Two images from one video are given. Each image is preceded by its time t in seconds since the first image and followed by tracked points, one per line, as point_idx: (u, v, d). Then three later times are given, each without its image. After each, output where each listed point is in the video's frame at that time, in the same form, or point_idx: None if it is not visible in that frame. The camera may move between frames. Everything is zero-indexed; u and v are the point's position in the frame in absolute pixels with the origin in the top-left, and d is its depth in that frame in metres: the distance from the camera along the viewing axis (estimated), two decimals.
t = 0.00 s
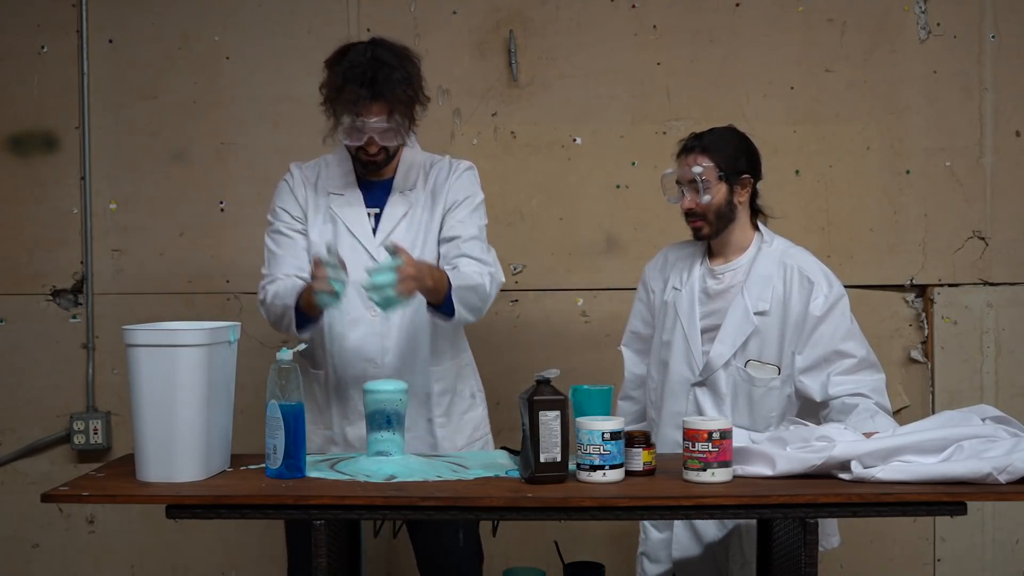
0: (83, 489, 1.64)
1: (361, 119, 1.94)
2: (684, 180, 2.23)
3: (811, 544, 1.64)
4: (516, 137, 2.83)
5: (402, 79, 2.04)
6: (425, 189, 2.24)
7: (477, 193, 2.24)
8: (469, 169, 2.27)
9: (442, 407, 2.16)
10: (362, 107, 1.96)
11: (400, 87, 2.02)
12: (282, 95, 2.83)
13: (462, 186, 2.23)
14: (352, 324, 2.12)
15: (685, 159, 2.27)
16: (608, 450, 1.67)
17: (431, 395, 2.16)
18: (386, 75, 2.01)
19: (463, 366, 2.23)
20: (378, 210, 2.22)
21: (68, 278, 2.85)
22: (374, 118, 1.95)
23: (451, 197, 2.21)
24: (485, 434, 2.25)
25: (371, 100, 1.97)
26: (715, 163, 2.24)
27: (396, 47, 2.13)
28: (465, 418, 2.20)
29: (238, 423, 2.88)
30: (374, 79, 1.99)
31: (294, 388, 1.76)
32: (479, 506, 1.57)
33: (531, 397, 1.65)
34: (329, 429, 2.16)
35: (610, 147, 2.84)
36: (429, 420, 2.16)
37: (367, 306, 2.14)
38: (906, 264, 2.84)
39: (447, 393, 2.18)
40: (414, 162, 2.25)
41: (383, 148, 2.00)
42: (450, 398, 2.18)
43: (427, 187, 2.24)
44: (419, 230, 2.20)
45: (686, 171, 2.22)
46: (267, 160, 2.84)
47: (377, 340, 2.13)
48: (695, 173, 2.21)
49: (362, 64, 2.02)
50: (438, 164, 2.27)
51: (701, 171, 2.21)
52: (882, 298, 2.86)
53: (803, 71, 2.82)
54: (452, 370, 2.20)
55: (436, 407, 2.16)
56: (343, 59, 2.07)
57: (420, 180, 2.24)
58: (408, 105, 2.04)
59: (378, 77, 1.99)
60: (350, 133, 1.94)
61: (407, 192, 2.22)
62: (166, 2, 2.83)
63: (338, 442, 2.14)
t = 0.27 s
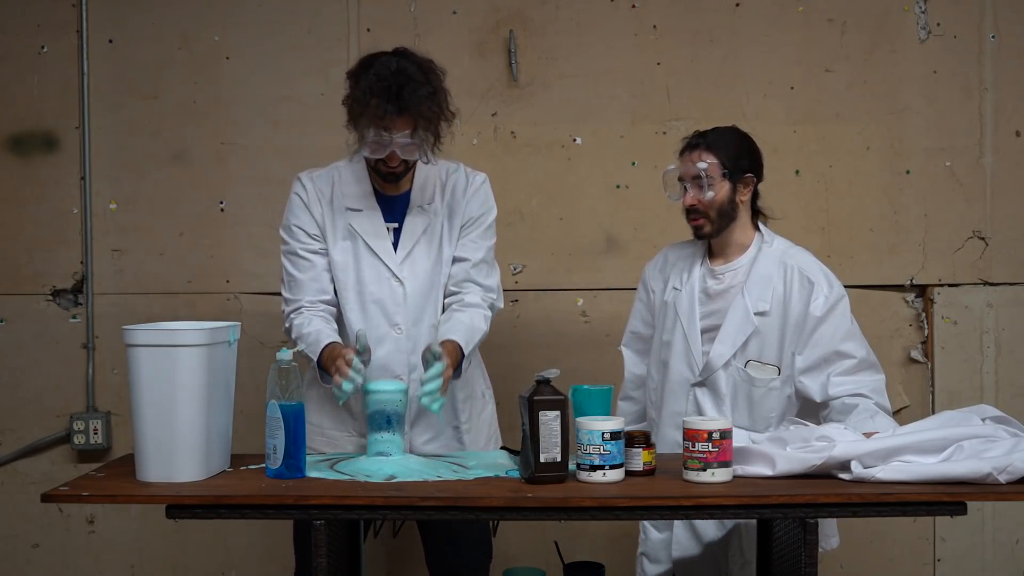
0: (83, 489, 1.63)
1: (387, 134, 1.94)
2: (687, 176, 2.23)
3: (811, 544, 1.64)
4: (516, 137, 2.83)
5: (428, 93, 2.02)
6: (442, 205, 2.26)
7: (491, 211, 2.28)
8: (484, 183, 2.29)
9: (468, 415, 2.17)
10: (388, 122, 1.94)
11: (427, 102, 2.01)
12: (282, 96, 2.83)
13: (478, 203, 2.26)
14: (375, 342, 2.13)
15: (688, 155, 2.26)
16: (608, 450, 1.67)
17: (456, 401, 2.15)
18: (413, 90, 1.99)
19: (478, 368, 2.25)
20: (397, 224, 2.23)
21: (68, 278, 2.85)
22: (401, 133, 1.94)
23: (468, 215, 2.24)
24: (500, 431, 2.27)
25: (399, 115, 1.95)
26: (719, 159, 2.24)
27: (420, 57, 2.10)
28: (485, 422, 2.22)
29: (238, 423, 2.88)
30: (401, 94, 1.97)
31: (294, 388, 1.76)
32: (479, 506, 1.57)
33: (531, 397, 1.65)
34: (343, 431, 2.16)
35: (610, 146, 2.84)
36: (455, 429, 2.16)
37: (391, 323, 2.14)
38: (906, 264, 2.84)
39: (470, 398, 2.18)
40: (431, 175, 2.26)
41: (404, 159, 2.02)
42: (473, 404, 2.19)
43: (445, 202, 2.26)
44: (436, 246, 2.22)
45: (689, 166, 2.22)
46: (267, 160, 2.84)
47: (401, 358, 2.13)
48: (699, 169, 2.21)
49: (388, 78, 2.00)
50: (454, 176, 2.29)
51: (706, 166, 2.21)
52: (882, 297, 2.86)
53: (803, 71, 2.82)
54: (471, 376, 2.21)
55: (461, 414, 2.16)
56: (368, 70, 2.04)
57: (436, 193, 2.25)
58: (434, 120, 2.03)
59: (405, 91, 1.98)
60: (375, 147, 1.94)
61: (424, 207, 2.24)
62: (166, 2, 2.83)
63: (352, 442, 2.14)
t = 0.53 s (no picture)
0: (83, 489, 1.63)
1: (401, 138, 1.94)
2: (687, 174, 2.24)
3: (811, 544, 1.64)
4: (516, 137, 2.83)
5: (444, 100, 2.03)
6: (451, 216, 2.26)
7: (499, 226, 2.27)
8: (497, 198, 2.29)
9: (460, 427, 2.16)
10: (403, 126, 1.95)
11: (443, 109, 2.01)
12: (282, 95, 2.83)
13: (488, 218, 2.26)
14: (372, 348, 2.12)
15: (689, 153, 2.27)
16: (608, 450, 1.67)
17: (449, 411, 2.14)
18: (430, 96, 2.00)
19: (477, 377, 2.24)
20: (405, 232, 2.22)
21: (68, 278, 2.85)
22: (414, 138, 1.94)
23: (476, 230, 2.24)
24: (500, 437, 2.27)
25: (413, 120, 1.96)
26: (719, 158, 2.24)
27: (439, 65, 2.12)
28: (480, 433, 2.20)
29: (238, 423, 2.88)
30: (417, 99, 1.98)
31: (294, 388, 1.76)
32: (479, 506, 1.57)
33: (531, 397, 1.65)
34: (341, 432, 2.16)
35: (610, 146, 2.84)
36: (446, 439, 2.15)
37: (389, 330, 2.14)
38: (906, 264, 2.84)
39: (463, 409, 2.17)
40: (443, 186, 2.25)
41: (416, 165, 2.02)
42: (466, 416, 2.18)
43: (454, 214, 2.26)
44: (441, 258, 2.21)
45: (689, 165, 2.22)
46: (268, 160, 2.84)
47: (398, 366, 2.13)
48: (699, 167, 2.21)
49: (405, 82, 2.01)
50: (467, 189, 2.29)
51: (706, 164, 2.21)
52: (882, 297, 2.86)
53: (803, 71, 2.82)
54: (467, 387, 2.21)
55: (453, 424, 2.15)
56: (387, 74, 2.05)
57: (447, 204, 2.25)
58: (449, 128, 2.03)
59: (422, 97, 1.99)
60: (388, 150, 1.94)
61: (433, 217, 2.23)
62: (166, 2, 2.83)
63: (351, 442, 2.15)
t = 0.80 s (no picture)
0: (83, 489, 1.63)
1: (410, 141, 1.94)
2: (686, 174, 2.23)
3: (811, 544, 1.63)
4: (516, 137, 2.83)
5: (455, 103, 2.02)
6: (456, 220, 2.25)
7: (504, 233, 2.27)
8: (503, 206, 2.28)
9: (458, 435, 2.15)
10: (413, 130, 1.95)
11: (453, 112, 2.00)
12: (282, 96, 2.83)
13: (494, 224, 2.26)
14: (373, 348, 2.12)
15: (688, 153, 2.26)
16: (608, 450, 1.67)
17: (447, 414, 2.15)
18: (441, 99, 1.99)
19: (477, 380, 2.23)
20: (410, 233, 2.22)
21: (68, 278, 2.85)
22: (424, 142, 1.94)
23: (481, 236, 2.24)
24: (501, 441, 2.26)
25: (423, 123, 1.95)
26: (718, 157, 2.24)
27: (451, 67, 2.10)
28: (479, 437, 2.20)
29: (238, 423, 2.88)
30: (428, 102, 1.97)
31: (294, 388, 1.76)
32: (479, 506, 1.57)
33: (531, 397, 1.65)
34: (340, 432, 2.16)
35: (610, 147, 2.84)
36: (445, 444, 2.15)
37: (390, 331, 2.13)
38: (906, 264, 2.84)
39: (461, 414, 2.17)
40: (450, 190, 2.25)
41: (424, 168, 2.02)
42: (465, 419, 2.18)
43: (460, 218, 2.25)
44: (444, 261, 2.21)
45: (689, 164, 2.22)
46: (268, 160, 2.84)
47: (397, 367, 2.12)
48: (698, 166, 2.21)
49: (416, 84, 1.99)
50: (474, 193, 2.28)
51: (705, 164, 2.21)
52: (882, 297, 2.86)
53: (803, 71, 2.82)
54: (466, 391, 2.20)
55: (451, 428, 2.15)
56: (398, 75, 2.04)
57: (453, 208, 2.25)
58: (459, 131, 2.02)
59: (433, 100, 1.97)
60: (397, 153, 1.95)
61: (438, 221, 2.22)
62: (166, 2, 2.83)
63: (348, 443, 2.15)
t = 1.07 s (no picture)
0: (83, 490, 1.63)
1: (423, 143, 1.95)
2: (686, 173, 2.24)
3: (811, 544, 1.63)
4: (516, 137, 2.83)
5: (468, 106, 2.02)
6: (462, 223, 2.25)
7: (509, 238, 2.27)
8: (509, 211, 2.27)
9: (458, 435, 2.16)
10: (426, 132, 1.95)
11: (467, 115, 2.00)
12: (282, 95, 2.83)
13: (499, 229, 2.25)
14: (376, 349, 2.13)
15: (687, 153, 2.27)
16: (608, 450, 1.67)
17: (446, 416, 2.16)
18: (455, 101, 1.99)
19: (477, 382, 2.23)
20: (415, 236, 2.22)
21: (68, 278, 2.85)
22: (437, 145, 1.95)
23: (485, 240, 2.24)
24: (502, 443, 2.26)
25: (436, 126, 1.96)
26: (717, 157, 2.24)
27: (464, 69, 2.09)
28: (478, 438, 2.20)
29: (238, 423, 2.88)
30: (441, 104, 1.97)
31: (294, 388, 1.76)
32: (479, 506, 1.57)
33: (531, 397, 1.65)
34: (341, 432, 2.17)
35: (610, 147, 2.84)
36: (444, 444, 2.16)
37: (391, 333, 2.14)
38: (906, 264, 2.84)
39: (461, 415, 2.18)
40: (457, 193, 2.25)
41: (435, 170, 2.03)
42: (464, 421, 2.18)
43: (466, 221, 2.25)
44: (448, 264, 2.21)
45: (688, 163, 2.23)
46: (268, 160, 2.84)
47: (398, 369, 2.13)
48: (697, 165, 2.22)
49: (429, 86, 1.99)
50: (481, 196, 2.28)
51: (703, 163, 2.21)
52: (882, 297, 2.86)
53: (803, 71, 2.82)
54: (465, 393, 2.20)
55: (451, 429, 2.16)
56: (411, 76, 2.04)
57: (459, 211, 2.24)
58: (472, 134, 2.02)
59: (447, 103, 1.97)
60: (409, 155, 1.95)
61: (444, 224, 2.22)
62: (166, 2, 2.83)
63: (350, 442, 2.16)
